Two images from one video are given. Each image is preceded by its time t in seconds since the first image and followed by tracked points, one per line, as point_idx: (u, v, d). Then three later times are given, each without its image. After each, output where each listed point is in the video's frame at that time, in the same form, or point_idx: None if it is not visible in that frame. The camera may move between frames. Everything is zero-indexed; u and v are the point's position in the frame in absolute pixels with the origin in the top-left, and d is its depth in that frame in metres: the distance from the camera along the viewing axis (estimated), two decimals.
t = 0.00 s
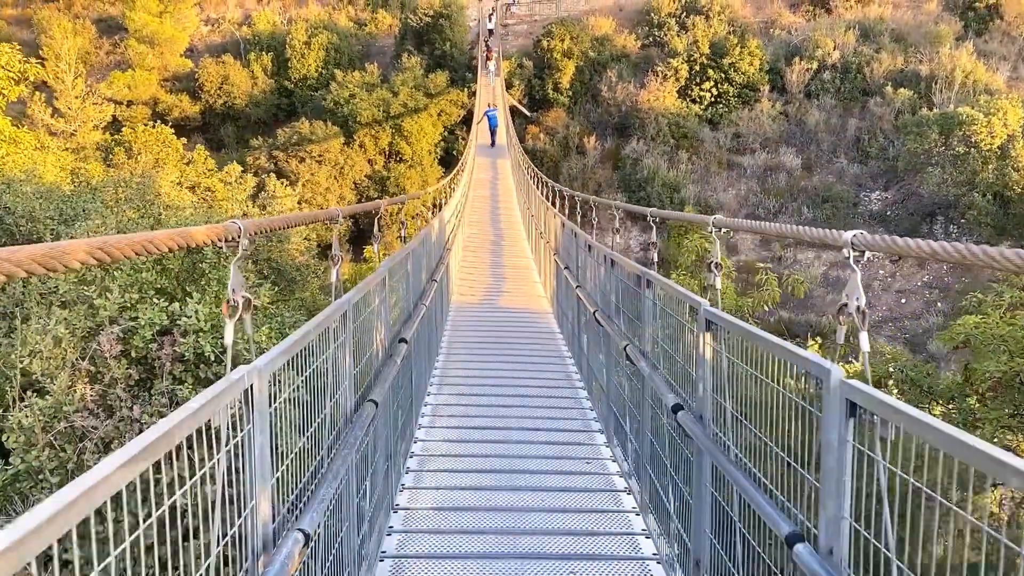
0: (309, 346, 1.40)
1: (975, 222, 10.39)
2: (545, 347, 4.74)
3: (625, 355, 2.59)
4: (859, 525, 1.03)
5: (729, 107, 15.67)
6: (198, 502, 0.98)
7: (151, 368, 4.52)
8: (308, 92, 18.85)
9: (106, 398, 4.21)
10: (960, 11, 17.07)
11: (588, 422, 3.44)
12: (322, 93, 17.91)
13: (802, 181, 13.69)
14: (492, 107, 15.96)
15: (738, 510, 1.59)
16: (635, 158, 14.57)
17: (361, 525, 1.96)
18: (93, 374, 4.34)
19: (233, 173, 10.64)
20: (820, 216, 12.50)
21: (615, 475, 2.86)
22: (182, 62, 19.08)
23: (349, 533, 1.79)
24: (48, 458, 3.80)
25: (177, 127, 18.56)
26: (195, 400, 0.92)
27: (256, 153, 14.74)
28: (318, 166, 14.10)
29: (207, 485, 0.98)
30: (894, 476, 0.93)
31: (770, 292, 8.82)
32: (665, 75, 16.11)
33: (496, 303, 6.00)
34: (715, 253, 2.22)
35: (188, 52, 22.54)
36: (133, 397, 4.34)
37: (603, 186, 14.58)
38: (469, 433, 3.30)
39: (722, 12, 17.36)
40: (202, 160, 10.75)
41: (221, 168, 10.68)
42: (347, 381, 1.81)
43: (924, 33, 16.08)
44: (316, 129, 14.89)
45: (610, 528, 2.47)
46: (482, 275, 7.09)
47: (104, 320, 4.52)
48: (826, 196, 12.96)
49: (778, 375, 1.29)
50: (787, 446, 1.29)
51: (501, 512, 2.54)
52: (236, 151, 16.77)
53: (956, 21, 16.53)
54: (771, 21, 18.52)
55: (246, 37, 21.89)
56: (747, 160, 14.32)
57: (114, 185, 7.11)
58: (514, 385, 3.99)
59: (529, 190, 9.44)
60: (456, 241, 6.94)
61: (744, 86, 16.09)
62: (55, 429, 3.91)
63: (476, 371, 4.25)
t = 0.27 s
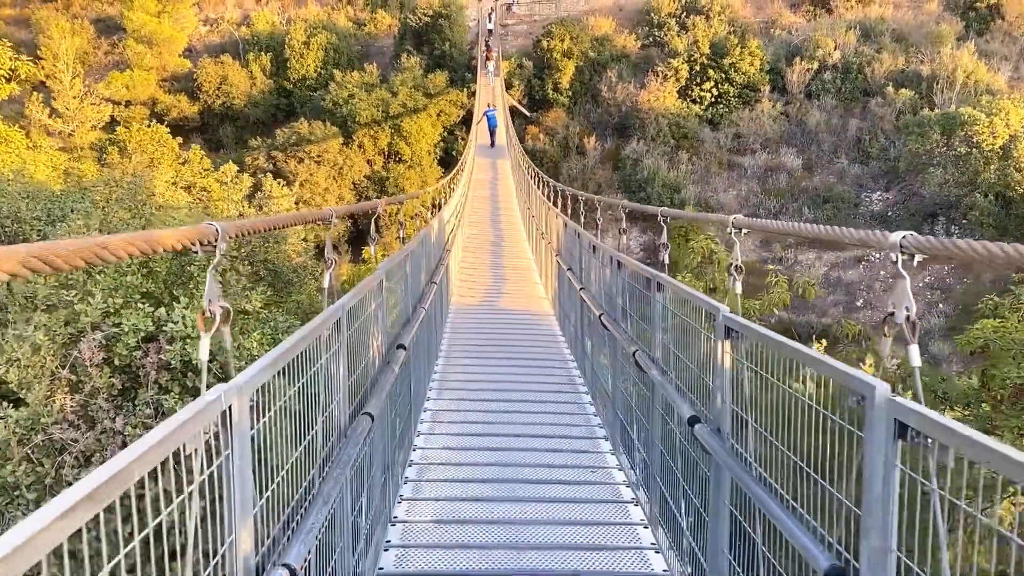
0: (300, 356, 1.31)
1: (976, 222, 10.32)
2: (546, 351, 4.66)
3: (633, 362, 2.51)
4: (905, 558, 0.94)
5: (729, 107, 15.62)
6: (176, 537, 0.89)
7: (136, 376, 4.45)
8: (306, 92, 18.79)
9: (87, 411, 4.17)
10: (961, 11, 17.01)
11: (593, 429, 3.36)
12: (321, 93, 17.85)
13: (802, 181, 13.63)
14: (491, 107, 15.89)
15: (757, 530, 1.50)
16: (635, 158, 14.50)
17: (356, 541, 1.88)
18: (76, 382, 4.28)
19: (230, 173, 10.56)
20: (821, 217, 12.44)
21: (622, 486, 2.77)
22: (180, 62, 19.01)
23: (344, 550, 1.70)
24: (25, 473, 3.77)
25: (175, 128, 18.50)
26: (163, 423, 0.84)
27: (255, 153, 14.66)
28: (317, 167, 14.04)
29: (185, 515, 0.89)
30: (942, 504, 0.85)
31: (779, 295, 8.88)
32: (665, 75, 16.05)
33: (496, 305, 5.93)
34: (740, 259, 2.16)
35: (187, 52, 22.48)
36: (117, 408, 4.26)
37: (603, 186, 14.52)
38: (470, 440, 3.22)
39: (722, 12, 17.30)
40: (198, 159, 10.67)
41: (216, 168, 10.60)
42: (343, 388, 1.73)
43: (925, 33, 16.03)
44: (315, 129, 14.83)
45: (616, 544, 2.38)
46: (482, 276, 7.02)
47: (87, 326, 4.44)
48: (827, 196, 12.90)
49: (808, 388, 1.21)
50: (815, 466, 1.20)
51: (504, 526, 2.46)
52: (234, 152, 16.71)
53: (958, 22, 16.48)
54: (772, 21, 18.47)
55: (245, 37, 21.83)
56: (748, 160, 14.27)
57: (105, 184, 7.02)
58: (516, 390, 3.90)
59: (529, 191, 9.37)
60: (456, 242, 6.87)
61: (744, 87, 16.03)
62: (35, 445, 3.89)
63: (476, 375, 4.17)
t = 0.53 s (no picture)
0: (289, 366, 1.24)
1: (977, 222, 10.24)
2: (547, 354, 4.59)
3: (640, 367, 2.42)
4: None
5: (729, 107, 15.56)
6: None
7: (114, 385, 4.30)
8: (304, 92, 18.69)
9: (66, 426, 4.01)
10: (961, 11, 16.96)
11: (596, 438, 3.29)
12: (319, 93, 17.77)
13: (803, 181, 13.57)
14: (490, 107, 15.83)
15: (773, 555, 1.41)
16: (635, 158, 14.42)
17: (349, 561, 1.79)
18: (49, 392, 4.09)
19: (224, 172, 10.46)
20: (821, 217, 12.37)
21: (628, 500, 2.68)
22: (178, 62, 18.93)
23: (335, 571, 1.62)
24: None
25: (172, 128, 18.41)
26: (126, 453, 0.76)
27: (253, 153, 14.57)
28: (315, 167, 13.96)
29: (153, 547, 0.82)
30: (1003, 544, 0.77)
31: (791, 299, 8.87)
32: (665, 74, 15.99)
33: (496, 307, 5.88)
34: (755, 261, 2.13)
35: (184, 52, 22.39)
36: (92, 421, 4.12)
37: (603, 186, 14.44)
38: (469, 449, 3.15)
39: (721, 11, 17.22)
40: (192, 158, 10.55)
41: (211, 167, 10.53)
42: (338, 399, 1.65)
43: (925, 32, 15.98)
44: (313, 129, 14.75)
45: (624, 561, 2.29)
46: (481, 277, 6.96)
47: (60, 333, 4.22)
48: (827, 196, 12.83)
49: (836, 404, 1.14)
50: (844, 487, 1.13)
51: (505, 544, 2.37)
52: (232, 152, 16.63)
53: (958, 21, 16.43)
54: (771, 21, 18.42)
55: (243, 37, 21.73)
56: (748, 160, 14.21)
57: (95, 183, 6.82)
58: (516, 396, 3.83)
59: (529, 191, 9.31)
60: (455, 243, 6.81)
61: (744, 86, 15.97)
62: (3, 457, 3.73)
63: (475, 379, 4.10)
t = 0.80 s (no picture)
0: (277, 383, 1.16)
1: (979, 223, 10.21)
2: (548, 359, 4.51)
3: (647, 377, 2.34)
4: None
5: (729, 107, 15.50)
6: None
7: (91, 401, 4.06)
8: (303, 92, 18.62)
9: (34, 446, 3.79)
10: (961, 11, 16.91)
11: (601, 449, 3.20)
12: (318, 93, 17.70)
13: (803, 181, 13.51)
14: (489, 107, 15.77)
15: None
16: (634, 158, 14.36)
17: None
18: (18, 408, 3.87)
19: (218, 173, 10.37)
20: (822, 217, 12.30)
21: (636, 517, 2.60)
22: (176, 62, 18.86)
23: None
24: None
25: (170, 128, 18.35)
26: (76, 497, 0.66)
27: (251, 154, 14.50)
28: (313, 167, 13.89)
29: None
30: None
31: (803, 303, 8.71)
32: (664, 74, 15.93)
33: (495, 310, 5.81)
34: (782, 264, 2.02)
35: (182, 53, 22.33)
36: (65, 441, 3.90)
37: (602, 186, 14.38)
38: (469, 461, 3.07)
39: (721, 11, 17.16)
40: (187, 158, 10.46)
41: (205, 168, 10.47)
42: (334, 413, 1.57)
43: (925, 32, 15.93)
44: (311, 129, 14.68)
45: None
46: (481, 280, 6.89)
47: (32, 346, 4.00)
48: (828, 197, 12.77)
49: (874, 429, 1.06)
50: (883, 520, 1.06)
51: (508, 564, 2.29)
52: (230, 153, 16.57)
53: (958, 21, 16.37)
54: (771, 21, 18.37)
55: (241, 37, 21.67)
56: (748, 160, 14.16)
57: (80, 183, 6.62)
58: (518, 404, 3.75)
59: (528, 192, 9.25)
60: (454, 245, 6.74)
61: (744, 86, 15.92)
62: None
63: (475, 387, 4.02)
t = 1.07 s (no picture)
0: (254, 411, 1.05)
1: (981, 223, 10.18)
2: (550, 363, 4.42)
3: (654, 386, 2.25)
4: None
5: (729, 107, 15.44)
6: None
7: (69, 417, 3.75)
8: (302, 92, 18.55)
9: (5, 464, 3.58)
10: (963, 10, 16.84)
11: (607, 459, 3.12)
12: (317, 93, 17.63)
13: (804, 181, 13.44)
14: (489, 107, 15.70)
15: None
16: (635, 158, 14.29)
17: None
18: None
19: (213, 171, 10.28)
20: (823, 218, 12.22)
21: (643, 532, 2.52)
22: (174, 61, 18.79)
23: None
24: None
25: (169, 128, 18.28)
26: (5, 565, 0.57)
27: (249, 153, 14.43)
28: (312, 167, 13.82)
29: None
30: None
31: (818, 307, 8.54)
32: (665, 74, 15.86)
33: (495, 312, 5.73)
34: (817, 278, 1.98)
35: (181, 52, 22.27)
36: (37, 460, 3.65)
37: (602, 186, 14.30)
38: (469, 472, 2.98)
39: (721, 10, 17.09)
40: (182, 157, 10.37)
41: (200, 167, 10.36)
42: (322, 437, 1.46)
43: (927, 31, 15.86)
44: (310, 129, 14.61)
45: None
46: (480, 282, 6.82)
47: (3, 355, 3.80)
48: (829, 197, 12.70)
49: (904, 444, 0.97)
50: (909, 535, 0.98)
51: None
52: (229, 153, 16.51)
53: (960, 20, 16.30)
54: (772, 21, 18.31)
55: (240, 36, 21.60)
56: (749, 160, 14.10)
57: (67, 183, 6.53)
58: (519, 411, 3.67)
59: (529, 192, 9.17)
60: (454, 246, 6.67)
61: (745, 86, 15.85)
62: None
63: (476, 393, 3.93)
